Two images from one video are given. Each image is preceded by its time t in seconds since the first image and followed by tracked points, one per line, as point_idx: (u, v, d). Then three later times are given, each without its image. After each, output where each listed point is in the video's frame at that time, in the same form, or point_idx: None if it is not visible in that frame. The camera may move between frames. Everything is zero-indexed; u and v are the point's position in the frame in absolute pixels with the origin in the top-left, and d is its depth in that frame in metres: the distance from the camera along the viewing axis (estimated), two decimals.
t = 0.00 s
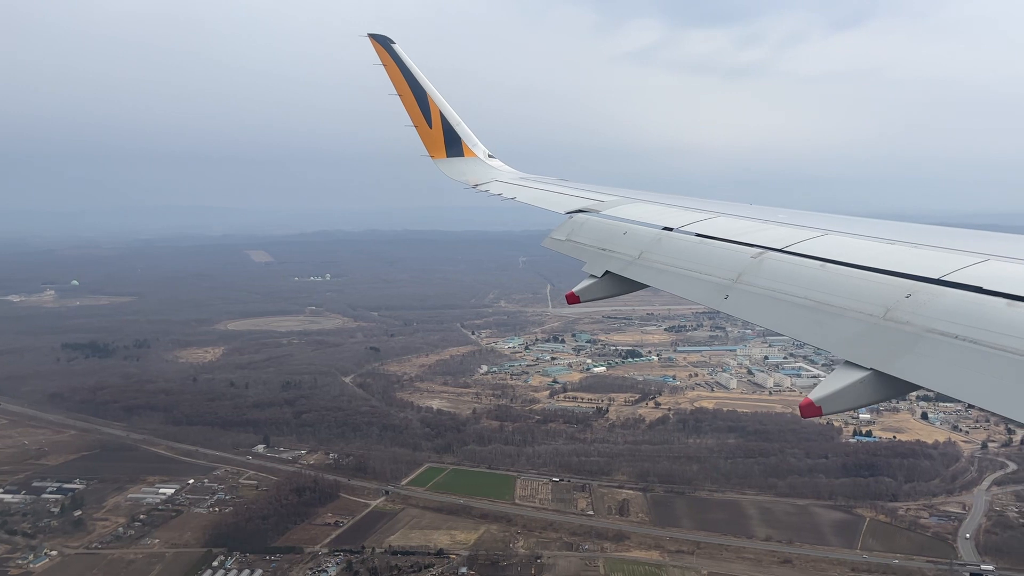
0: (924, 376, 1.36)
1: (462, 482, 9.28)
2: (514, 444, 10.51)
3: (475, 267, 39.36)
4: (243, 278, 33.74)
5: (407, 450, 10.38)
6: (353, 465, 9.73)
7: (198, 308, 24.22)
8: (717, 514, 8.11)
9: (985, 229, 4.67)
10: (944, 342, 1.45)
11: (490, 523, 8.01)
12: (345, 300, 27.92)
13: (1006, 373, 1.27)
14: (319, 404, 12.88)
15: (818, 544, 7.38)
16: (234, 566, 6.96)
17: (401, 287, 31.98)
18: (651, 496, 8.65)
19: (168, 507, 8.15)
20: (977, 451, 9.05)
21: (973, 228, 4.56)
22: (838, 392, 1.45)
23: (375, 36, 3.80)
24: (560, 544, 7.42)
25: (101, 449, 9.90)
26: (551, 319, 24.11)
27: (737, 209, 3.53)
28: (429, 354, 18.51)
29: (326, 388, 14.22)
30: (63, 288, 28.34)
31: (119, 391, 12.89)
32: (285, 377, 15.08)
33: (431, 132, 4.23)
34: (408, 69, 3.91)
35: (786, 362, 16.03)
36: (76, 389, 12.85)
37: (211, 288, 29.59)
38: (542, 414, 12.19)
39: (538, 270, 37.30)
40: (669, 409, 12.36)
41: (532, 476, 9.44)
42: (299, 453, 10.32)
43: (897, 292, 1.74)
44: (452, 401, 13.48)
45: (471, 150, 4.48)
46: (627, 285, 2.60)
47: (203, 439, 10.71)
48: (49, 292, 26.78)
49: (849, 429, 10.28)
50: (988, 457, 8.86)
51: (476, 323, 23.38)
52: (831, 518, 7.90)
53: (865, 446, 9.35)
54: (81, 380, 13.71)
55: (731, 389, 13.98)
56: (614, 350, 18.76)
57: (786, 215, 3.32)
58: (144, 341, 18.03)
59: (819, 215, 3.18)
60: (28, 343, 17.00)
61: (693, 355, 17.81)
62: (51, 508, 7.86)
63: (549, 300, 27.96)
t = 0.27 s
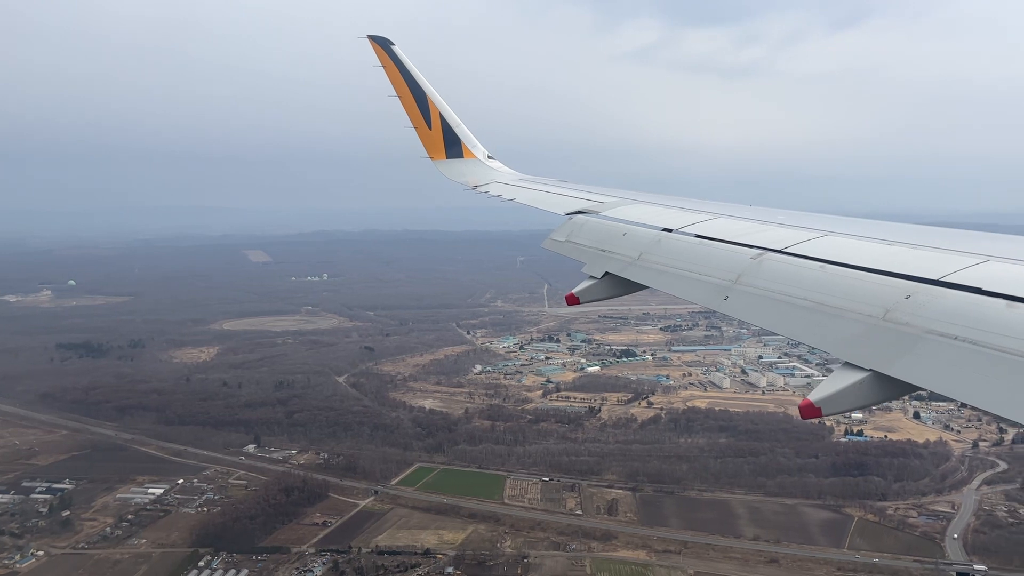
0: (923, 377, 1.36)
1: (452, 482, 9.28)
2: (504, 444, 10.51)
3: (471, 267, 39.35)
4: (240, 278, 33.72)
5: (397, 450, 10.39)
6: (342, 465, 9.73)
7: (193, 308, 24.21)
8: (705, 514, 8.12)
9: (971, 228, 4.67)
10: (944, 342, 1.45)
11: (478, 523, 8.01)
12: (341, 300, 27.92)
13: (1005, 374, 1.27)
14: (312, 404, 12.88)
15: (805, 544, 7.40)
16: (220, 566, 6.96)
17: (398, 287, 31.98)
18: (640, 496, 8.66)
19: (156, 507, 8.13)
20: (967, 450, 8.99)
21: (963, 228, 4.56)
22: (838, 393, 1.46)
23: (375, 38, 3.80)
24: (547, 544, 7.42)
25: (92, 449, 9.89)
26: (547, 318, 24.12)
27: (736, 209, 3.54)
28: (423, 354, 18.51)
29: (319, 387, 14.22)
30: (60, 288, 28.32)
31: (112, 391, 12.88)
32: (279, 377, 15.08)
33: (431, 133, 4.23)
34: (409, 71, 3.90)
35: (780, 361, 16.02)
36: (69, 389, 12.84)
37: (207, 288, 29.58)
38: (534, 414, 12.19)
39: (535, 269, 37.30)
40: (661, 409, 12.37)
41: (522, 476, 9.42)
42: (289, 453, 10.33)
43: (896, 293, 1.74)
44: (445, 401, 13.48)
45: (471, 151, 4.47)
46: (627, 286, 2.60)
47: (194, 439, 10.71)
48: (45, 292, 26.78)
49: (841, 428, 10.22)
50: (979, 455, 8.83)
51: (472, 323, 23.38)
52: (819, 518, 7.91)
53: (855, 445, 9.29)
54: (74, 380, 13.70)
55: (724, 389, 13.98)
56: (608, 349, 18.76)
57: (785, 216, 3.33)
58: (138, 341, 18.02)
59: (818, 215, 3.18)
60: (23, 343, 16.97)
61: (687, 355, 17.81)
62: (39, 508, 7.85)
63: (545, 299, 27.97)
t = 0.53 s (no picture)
0: (922, 377, 1.36)
1: (439, 481, 9.29)
2: (492, 443, 10.52)
3: (467, 267, 39.34)
4: (235, 278, 33.68)
5: (385, 450, 10.39)
6: (329, 464, 9.73)
7: (187, 308, 24.19)
8: (691, 513, 8.12)
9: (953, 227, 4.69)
10: (944, 343, 1.45)
11: (462, 522, 8.01)
12: (336, 300, 27.91)
13: (1006, 375, 1.27)
14: (302, 403, 12.89)
15: (788, 543, 7.41)
16: (203, 565, 6.94)
17: (393, 286, 31.99)
18: (626, 495, 8.66)
19: (141, 507, 8.11)
20: (955, 449, 8.97)
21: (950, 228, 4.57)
22: (838, 394, 1.45)
23: (374, 38, 3.79)
24: (530, 544, 7.42)
25: (79, 449, 9.85)
26: (541, 318, 24.13)
27: (734, 210, 3.54)
28: (416, 354, 18.51)
29: (310, 387, 14.22)
30: (56, 288, 28.30)
31: (102, 391, 12.86)
32: (271, 376, 15.09)
33: (431, 134, 4.23)
34: (408, 72, 3.90)
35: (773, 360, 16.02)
36: (59, 389, 12.81)
37: (202, 287, 29.56)
38: (524, 413, 12.19)
39: (532, 269, 37.30)
40: (652, 408, 12.39)
41: (508, 475, 9.42)
42: (277, 453, 10.32)
43: (896, 294, 1.74)
44: (435, 401, 13.49)
45: (471, 152, 4.47)
46: (628, 286, 2.60)
47: (182, 438, 10.70)
48: (41, 293, 26.75)
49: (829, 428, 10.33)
50: (966, 455, 8.76)
51: (466, 323, 23.39)
52: (804, 517, 7.94)
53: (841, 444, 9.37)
54: (64, 379, 13.68)
55: (716, 388, 13.99)
56: (601, 349, 18.76)
57: (784, 217, 3.33)
58: (131, 342, 18.00)
59: (816, 216, 3.19)
60: (15, 343, 16.94)
61: (679, 354, 17.82)
62: (23, 508, 7.83)
63: (540, 299, 27.97)
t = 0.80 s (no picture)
0: (923, 378, 1.36)
1: (429, 481, 9.29)
2: (483, 442, 10.52)
3: (464, 267, 39.34)
4: (232, 277, 33.65)
5: (375, 449, 10.40)
6: (319, 464, 9.73)
7: (183, 308, 24.18)
8: (679, 512, 8.12)
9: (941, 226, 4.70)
10: (944, 343, 1.45)
11: (451, 522, 8.01)
12: (332, 299, 27.90)
13: (1007, 375, 1.27)
14: (295, 403, 12.88)
15: (776, 542, 7.42)
16: (188, 565, 6.94)
17: (390, 286, 32.00)
18: (615, 494, 8.66)
19: (129, 506, 8.10)
20: (946, 449, 8.99)
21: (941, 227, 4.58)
22: (839, 394, 1.45)
23: (375, 38, 3.79)
24: (518, 543, 7.42)
25: (69, 449, 9.82)
26: (537, 317, 24.13)
27: (735, 210, 3.54)
28: (410, 353, 18.51)
29: (303, 386, 14.22)
30: (52, 287, 28.28)
31: (94, 391, 12.85)
32: (264, 376, 15.09)
33: (431, 134, 4.23)
34: (409, 72, 3.90)
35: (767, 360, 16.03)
36: (51, 388, 12.80)
37: (199, 287, 29.56)
38: (516, 413, 12.19)
39: (530, 269, 37.31)
40: (644, 407, 12.40)
41: (498, 475, 9.41)
42: (267, 452, 10.32)
43: (896, 294, 1.74)
44: (428, 400, 13.49)
45: (471, 152, 4.47)
46: (629, 285, 2.60)
47: (173, 438, 10.70)
48: (38, 292, 26.71)
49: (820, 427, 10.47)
50: (956, 455, 8.76)
51: (462, 322, 23.39)
52: (793, 516, 7.95)
53: (831, 444, 9.43)
54: (57, 379, 13.67)
55: (709, 388, 13.99)
56: (596, 348, 18.77)
57: (784, 216, 3.33)
58: (126, 341, 17.99)
59: (817, 216, 3.19)
60: (9, 342, 16.92)
61: (674, 354, 17.82)
62: (12, 508, 7.81)
63: (537, 299, 27.98)
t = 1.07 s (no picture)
0: (923, 378, 1.36)
1: (418, 480, 9.30)
2: (472, 442, 10.53)
3: (459, 266, 39.33)
4: (228, 276, 33.62)
5: (363, 449, 10.40)
6: (307, 463, 9.73)
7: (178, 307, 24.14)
8: (666, 512, 8.12)
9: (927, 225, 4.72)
10: (944, 343, 1.45)
11: (436, 521, 8.02)
12: (327, 299, 27.89)
13: (1006, 375, 1.27)
14: (285, 402, 12.87)
15: (761, 542, 7.42)
16: (172, 565, 6.93)
17: (386, 285, 32.01)
18: (602, 494, 8.65)
19: (115, 506, 8.08)
20: (936, 449, 9.13)
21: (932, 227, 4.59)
22: (838, 394, 1.45)
23: (375, 38, 3.79)
24: (503, 543, 7.41)
25: (58, 447, 9.79)
26: (532, 317, 24.15)
27: (733, 211, 3.54)
28: (404, 353, 18.51)
29: (294, 385, 14.22)
30: (47, 286, 28.25)
31: (85, 390, 12.83)
32: (256, 375, 15.08)
33: (431, 134, 4.23)
34: (409, 72, 3.90)
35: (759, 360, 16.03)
36: (41, 387, 12.77)
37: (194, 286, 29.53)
38: (506, 412, 12.19)
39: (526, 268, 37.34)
40: (634, 407, 12.41)
41: (486, 474, 9.41)
42: (256, 451, 10.30)
43: (896, 294, 1.74)
44: (419, 399, 13.50)
45: (471, 152, 4.47)
46: (627, 286, 2.60)
47: (162, 437, 10.68)
48: (35, 292, 26.66)
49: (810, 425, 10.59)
50: (945, 455, 8.91)
51: (456, 322, 23.40)
52: (778, 515, 7.95)
53: (820, 444, 9.52)
54: (48, 378, 13.64)
55: (701, 388, 13.99)
56: (590, 348, 18.78)
57: (783, 217, 3.33)
58: (119, 341, 17.97)
59: (816, 217, 3.19)
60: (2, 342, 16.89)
61: (667, 353, 17.82)
62: None
63: (532, 298, 28.00)
